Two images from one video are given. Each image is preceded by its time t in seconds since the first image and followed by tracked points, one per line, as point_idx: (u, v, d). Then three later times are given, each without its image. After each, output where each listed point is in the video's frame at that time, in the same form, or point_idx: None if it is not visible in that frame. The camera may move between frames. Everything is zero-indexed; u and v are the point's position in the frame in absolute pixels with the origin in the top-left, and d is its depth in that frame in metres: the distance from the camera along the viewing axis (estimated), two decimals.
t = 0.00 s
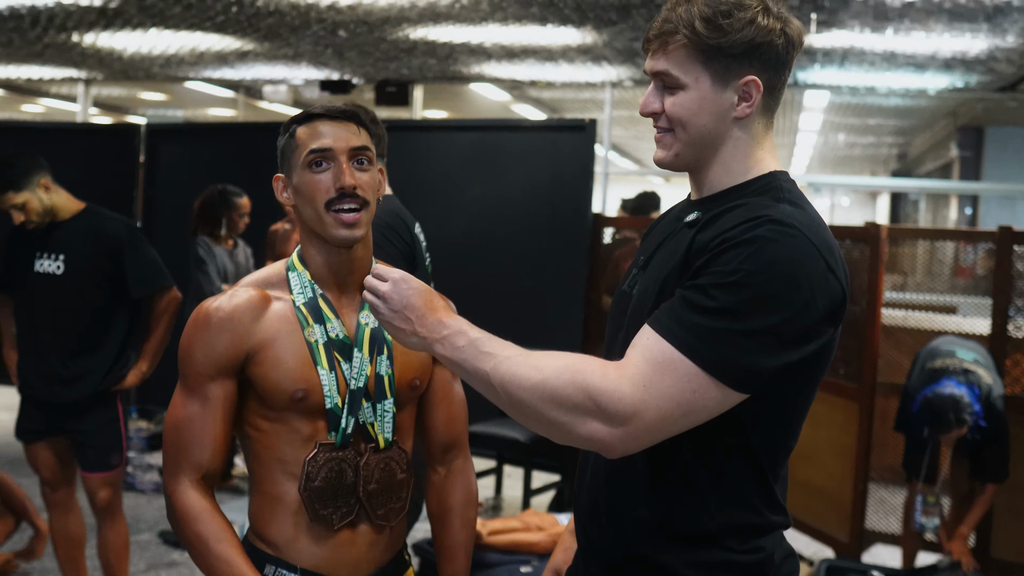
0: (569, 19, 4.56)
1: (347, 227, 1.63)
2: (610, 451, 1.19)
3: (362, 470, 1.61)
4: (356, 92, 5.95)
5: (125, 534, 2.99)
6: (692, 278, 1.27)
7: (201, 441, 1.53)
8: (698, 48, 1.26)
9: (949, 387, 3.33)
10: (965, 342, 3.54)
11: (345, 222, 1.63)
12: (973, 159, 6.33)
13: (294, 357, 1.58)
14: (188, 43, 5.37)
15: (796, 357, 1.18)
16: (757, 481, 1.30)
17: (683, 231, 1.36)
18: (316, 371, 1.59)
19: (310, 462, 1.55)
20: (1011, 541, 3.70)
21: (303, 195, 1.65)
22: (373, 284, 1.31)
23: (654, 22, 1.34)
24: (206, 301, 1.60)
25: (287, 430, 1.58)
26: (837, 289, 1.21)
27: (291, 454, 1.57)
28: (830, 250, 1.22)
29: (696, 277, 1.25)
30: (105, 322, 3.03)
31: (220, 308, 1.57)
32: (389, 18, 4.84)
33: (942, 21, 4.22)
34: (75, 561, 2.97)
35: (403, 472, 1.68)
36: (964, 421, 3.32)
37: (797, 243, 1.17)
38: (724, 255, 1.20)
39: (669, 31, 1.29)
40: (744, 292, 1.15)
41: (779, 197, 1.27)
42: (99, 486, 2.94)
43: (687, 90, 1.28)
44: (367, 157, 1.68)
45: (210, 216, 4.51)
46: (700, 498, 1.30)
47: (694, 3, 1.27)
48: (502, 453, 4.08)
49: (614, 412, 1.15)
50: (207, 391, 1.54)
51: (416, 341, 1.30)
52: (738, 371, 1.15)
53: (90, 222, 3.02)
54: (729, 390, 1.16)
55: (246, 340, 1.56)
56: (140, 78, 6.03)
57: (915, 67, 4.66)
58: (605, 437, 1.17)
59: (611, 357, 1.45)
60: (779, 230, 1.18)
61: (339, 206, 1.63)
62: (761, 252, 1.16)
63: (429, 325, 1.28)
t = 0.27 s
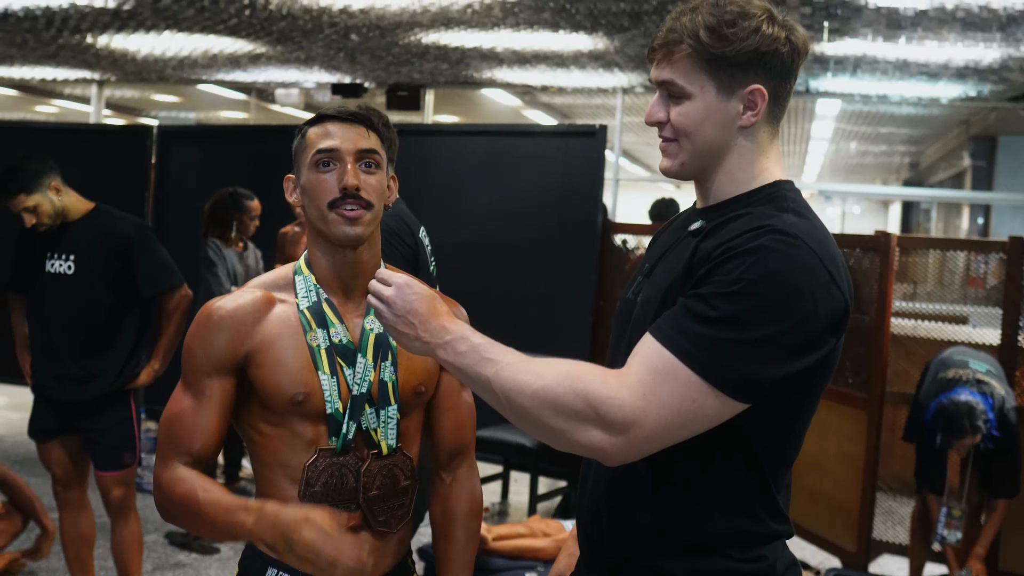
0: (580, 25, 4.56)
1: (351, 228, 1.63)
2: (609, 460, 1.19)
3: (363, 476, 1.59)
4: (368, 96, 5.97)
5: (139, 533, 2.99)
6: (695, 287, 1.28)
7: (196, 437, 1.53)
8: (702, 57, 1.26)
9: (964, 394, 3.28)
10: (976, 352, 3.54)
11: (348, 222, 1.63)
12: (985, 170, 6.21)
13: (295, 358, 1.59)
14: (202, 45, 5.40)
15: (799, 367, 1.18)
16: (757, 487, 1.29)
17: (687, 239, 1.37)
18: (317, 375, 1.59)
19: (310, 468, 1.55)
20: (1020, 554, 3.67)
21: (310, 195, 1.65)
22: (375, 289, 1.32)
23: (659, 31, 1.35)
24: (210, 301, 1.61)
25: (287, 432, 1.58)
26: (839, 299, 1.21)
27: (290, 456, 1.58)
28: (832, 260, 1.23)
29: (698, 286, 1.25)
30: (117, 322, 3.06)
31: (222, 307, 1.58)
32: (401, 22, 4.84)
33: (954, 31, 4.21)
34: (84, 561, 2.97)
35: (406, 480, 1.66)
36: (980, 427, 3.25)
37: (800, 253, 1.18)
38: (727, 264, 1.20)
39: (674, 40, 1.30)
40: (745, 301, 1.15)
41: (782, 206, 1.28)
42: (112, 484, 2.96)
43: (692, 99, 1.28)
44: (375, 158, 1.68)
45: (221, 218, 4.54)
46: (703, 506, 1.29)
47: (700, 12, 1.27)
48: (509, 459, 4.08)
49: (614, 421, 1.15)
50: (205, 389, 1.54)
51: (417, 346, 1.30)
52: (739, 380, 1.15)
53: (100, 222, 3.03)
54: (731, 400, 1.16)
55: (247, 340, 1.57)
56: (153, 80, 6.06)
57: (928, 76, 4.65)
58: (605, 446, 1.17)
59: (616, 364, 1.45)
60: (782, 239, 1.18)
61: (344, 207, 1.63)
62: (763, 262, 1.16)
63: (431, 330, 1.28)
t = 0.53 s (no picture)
0: (586, 31, 4.58)
1: (364, 239, 1.64)
2: (611, 466, 1.21)
3: (368, 483, 1.61)
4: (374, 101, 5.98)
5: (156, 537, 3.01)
6: (697, 294, 1.30)
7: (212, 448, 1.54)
8: (705, 65, 1.28)
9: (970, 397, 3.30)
10: (984, 358, 3.56)
11: (362, 233, 1.64)
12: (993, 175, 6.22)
13: (305, 366, 1.59)
14: (208, 51, 5.42)
15: (800, 374, 1.20)
16: (760, 496, 1.33)
17: (690, 246, 1.39)
18: (324, 381, 1.59)
19: (317, 474, 1.57)
20: None
21: (323, 205, 1.65)
22: (381, 295, 1.33)
23: (662, 38, 1.37)
24: (219, 307, 1.61)
25: (295, 439, 1.59)
26: (842, 307, 1.23)
27: (298, 463, 1.59)
28: (835, 268, 1.24)
29: (701, 293, 1.28)
30: (129, 327, 3.07)
31: (233, 314, 1.58)
32: (407, 28, 4.83)
33: (962, 36, 4.20)
34: (95, 567, 2.98)
35: (410, 487, 1.68)
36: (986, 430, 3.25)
37: (802, 261, 1.20)
38: (729, 272, 1.22)
39: (677, 48, 1.32)
40: (747, 309, 1.17)
41: (785, 214, 1.30)
42: (128, 489, 2.97)
43: (695, 107, 1.30)
44: (388, 168, 1.69)
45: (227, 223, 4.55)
46: (705, 515, 1.32)
47: (701, 20, 1.30)
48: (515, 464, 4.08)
49: (617, 428, 1.18)
50: (224, 399, 1.55)
51: (422, 352, 1.31)
52: (740, 388, 1.17)
53: (111, 227, 3.04)
54: (733, 408, 1.18)
55: (259, 348, 1.57)
56: (159, 85, 6.08)
57: (935, 82, 4.67)
58: (606, 453, 1.20)
59: (620, 369, 1.46)
60: (784, 247, 1.20)
61: (357, 218, 1.64)
62: (766, 269, 1.18)
63: (435, 337, 1.29)
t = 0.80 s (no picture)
0: (589, 35, 4.61)
1: (366, 241, 1.63)
2: (617, 471, 1.22)
3: (375, 490, 1.61)
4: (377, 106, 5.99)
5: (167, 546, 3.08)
6: (703, 299, 1.30)
7: (212, 458, 1.54)
8: (710, 69, 1.29)
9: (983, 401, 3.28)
10: (993, 360, 3.54)
11: (363, 235, 1.63)
12: (995, 176, 6.36)
13: (311, 374, 1.59)
14: (212, 57, 5.43)
15: (807, 379, 1.20)
16: (767, 501, 1.33)
17: (696, 251, 1.40)
18: (331, 389, 1.60)
19: (325, 481, 1.56)
20: None
21: (324, 208, 1.65)
22: (387, 301, 1.34)
23: (668, 43, 1.37)
24: (224, 317, 1.62)
25: (302, 448, 1.59)
26: (849, 311, 1.23)
27: (305, 472, 1.59)
28: (841, 272, 1.24)
29: (707, 298, 1.28)
30: (147, 336, 3.15)
31: (238, 324, 1.58)
32: (410, 33, 4.90)
33: (965, 38, 4.22)
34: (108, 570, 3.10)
35: (418, 492, 1.68)
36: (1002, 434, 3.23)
37: (808, 266, 1.20)
38: (734, 278, 1.23)
39: (682, 52, 1.32)
40: (752, 314, 1.17)
41: (791, 217, 1.30)
42: (144, 496, 3.07)
43: (701, 111, 1.31)
44: (389, 172, 1.69)
45: (232, 229, 4.55)
46: (713, 519, 1.32)
47: (708, 24, 1.30)
48: (520, 468, 4.08)
49: (623, 434, 1.18)
50: (225, 409, 1.55)
51: (428, 358, 1.32)
52: (746, 394, 1.17)
53: (129, 237, 3.11)
54: (738, 412, 1.18)
55: (264, 358, 1.58)
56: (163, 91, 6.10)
57: (937, 84, 4.58)
58: (613, 458, 1.21)
59: (626, 374, 1.47)
60: (790, 252, 1.21)
61: (357, 220, 1.63)
62: (771, 275, 1.19)
63: (440, 342, 1.31)
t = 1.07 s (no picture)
0: (590, 37, 4.62)
1: (376, 245, 1.65)
2: (624, 473, 1.23)
3: (379, 495, 1.61)
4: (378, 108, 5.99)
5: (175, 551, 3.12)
6: (709, 301, 1.31)
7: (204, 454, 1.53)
8: (716, 70, 1.29)
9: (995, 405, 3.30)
10: (1001, 363, 3.54)
11: (373, 240, 1.65)
12: (996, 177, 6.37)
13: (311, 378, 1.59)
14: (213, 59, 5.44)
15: (813, 381, 1.21)
16: (775, 504, 1.33)
17: (702, 252, 1.40)
18: (334, 394, 1.60)
19: (330, 487, 1.56)
20: None
21: (331, 213, 1.66)
22: (393, 303, 1.35)
23: (671, 44, 1.37)
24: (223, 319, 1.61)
25: (303, 452, 1.59)
26: (856, 313, 1.23)
27: (307, 477, 1.58)
28: (848, 274, 1.25)
29: (713, 300, 1.29)
30: (161, 342, 3.20)
31: (236, 327, 1.57)
32: (412, 35, 4.90)
33: (966, 39, 4.22)
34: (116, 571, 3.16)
35: (421, 496, 1.68)
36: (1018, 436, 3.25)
37: (814, 268, 1.20)
38: (740, 279, 1.23)
39: (687, 54, 1.33)
40: (758, 316, 1.18)
41: (797, 219, 1.30)
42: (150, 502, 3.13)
43: (707, 113, 1.31)
44: (394, 173, 1.70)
45: (234, 232, 4.58)
46: (720, 523, 1.32)
47: (712, 25, 1.30)
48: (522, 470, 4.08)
49: (629, 436, 1.19)
50: (215, 409, 1.54)
51: (433, 359, 1.33)
52: (752, 396, 1.18)
53: (145, 240, 3.17)
54: (744, 414, 1.19)
55: (261, 362, 1.57)
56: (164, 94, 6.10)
57: (938, 86, 4.59)
58: (620, 459, 1.22)
59: (632, 376, 1.48)
60: (796, 254, 1.21)
61: (368, 225, 1.64)
62: (777, 277, 1.19)
63: (446, 344, 1.31)
